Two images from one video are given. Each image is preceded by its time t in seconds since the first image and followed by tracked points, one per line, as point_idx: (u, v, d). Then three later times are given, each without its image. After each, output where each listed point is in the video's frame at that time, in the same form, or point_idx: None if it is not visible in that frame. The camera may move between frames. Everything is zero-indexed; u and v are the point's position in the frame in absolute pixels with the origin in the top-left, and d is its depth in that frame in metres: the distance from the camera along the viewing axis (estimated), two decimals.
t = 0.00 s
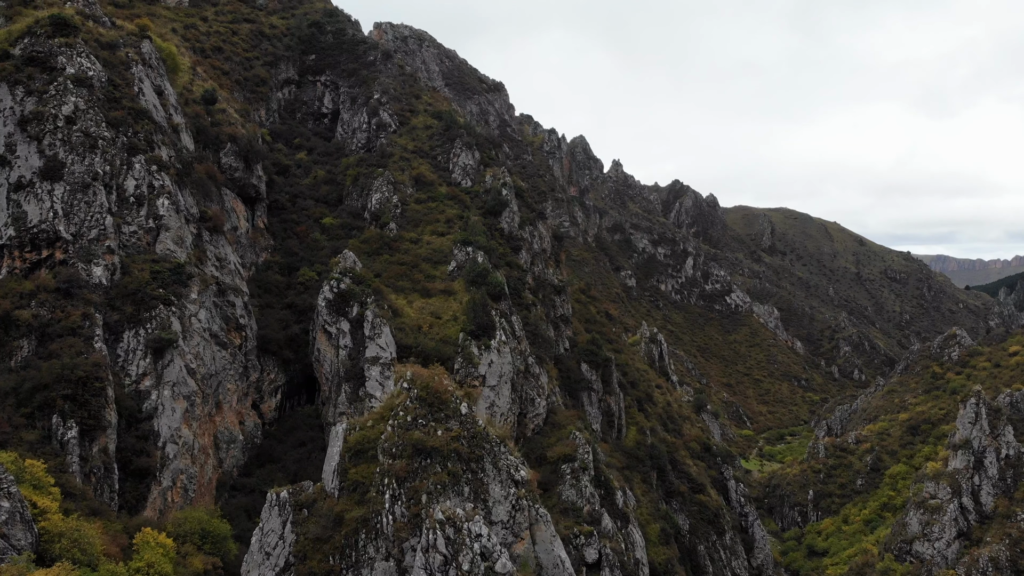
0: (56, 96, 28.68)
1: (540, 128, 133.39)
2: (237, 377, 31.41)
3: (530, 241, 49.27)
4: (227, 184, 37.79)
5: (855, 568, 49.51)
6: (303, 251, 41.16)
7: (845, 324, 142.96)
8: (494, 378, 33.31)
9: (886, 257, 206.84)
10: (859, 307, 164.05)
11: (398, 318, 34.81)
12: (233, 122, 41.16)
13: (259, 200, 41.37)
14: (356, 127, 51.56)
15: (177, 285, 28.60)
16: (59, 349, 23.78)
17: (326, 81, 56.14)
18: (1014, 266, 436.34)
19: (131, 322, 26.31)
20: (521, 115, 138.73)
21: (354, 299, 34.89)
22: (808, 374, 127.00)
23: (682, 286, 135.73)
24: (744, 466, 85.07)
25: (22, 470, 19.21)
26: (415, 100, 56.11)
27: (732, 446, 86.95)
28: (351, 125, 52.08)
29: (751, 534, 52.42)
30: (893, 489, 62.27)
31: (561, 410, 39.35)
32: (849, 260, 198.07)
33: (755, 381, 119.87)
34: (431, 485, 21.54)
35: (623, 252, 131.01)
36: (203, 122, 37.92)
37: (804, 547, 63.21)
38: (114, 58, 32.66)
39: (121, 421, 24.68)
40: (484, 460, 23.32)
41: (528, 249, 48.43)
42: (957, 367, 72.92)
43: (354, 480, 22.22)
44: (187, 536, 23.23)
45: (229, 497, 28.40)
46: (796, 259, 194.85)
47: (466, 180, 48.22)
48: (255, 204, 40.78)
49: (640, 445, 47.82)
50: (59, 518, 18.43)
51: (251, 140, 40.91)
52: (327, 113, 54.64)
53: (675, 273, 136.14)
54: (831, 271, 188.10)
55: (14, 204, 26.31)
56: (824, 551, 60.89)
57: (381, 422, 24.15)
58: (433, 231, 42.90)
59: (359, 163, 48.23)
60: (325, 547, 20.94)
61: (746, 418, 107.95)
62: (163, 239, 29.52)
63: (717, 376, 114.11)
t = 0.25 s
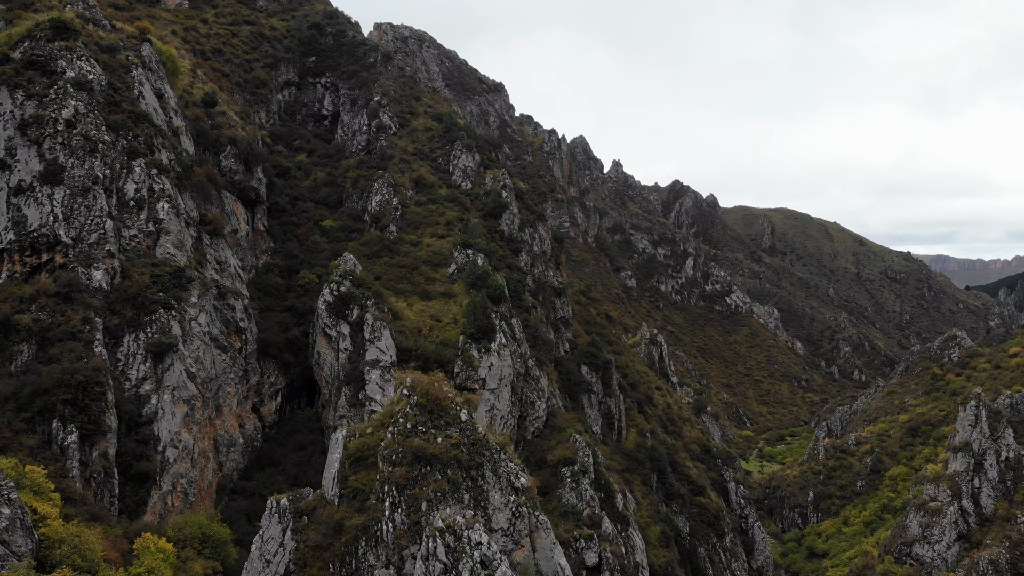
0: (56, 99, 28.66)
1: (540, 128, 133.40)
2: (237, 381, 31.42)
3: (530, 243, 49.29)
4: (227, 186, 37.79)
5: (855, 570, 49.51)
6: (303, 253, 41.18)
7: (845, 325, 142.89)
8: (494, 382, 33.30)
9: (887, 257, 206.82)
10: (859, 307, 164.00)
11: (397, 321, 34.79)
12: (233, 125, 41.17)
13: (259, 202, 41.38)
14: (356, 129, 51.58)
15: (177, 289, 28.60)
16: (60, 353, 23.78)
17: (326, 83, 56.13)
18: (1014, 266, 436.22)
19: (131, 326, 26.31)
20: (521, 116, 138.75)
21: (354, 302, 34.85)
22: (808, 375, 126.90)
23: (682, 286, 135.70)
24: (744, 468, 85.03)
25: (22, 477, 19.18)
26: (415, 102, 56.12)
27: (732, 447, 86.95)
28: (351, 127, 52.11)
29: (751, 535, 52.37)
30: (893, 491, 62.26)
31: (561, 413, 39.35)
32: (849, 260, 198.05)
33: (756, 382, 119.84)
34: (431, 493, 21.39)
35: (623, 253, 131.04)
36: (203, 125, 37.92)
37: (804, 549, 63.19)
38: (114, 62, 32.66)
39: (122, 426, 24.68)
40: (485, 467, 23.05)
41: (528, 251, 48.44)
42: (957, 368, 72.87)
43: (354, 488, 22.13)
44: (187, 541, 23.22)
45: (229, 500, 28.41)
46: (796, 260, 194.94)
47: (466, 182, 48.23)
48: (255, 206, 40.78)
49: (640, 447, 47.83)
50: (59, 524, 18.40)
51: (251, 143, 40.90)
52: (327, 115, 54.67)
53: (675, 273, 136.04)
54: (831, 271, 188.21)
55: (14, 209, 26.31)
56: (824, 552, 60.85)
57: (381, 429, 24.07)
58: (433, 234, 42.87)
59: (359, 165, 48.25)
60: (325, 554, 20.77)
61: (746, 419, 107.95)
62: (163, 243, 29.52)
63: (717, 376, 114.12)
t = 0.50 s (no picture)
0: (56, 104, 28.67)
1: (540, 128, 133.37)
2: (237, 385, 31.41)
3: (530, 245, 49.30)
4: (227, 190, 37.79)
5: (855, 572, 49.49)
6: (303, 256, 41.18)
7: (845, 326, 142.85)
8: (494, 385, 33.28)
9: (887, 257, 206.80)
10: (859, 307, 164.00)
11: (397, 324, 34.78)
12: (233, 128, 41.18)
13: (259, 205, 41.37)
14: (356, 132, 51.60)
15: (177, 293, 28.60)
16: (60, 358, 23.79)
17: (326, 85, 56.17)
18: (1014, 266, 436.13)
19: (131, 331, 26.31)
20: (521, 116, 138.74)
21: (354, 305, 34.82)
22: (809, 375, 126.84)
23: (682, 287, 135.69)
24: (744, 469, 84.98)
25: (22, 484, 19.21)
26: (415, 104, 56.12)
27: (732, 449, 86.91)
28: (351, 129, 52.14)
29: (751, 538, 52.34)
30: (893, 493, 62.28)
31: (561, 416, 39.35)
32: (849, 260, 198.06)
33: (756, 382, 119.82)
34: (431, 501, 21.35)
35: (623, 253, 131.12)
36: (203, 128, 37.94)
37: (804, 551, 63.17)
38: (114, 66, 32.69)
39: (122, 430, 24.69)
40: (485, 475, 22.82)
41: (528, 254, 48.45)
42: (957, 370, 72.86)
43: (354, 497, 22.05)
44: (187, 546, 23.22)
45: (230, 504, 28.41)
46: (796, 260, 195.03)
47: (466, 185, 48.26)
48: (255, 209, 40.78)
49: (640, 450, 47.84)
50: (58, 531, 18.38)
51: (251, 146, 40.89)
52: (328, 117, 54.70)
53: (675, 274, 136.03)
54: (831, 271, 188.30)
55: (14, 213, 26.32)
56: (824, 554, 60.84)
57: (381, 437, 23.95)
58: (432, 236, 42.86)
59: (359, 168, 48.28)
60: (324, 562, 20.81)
61: (747, 420, 107.93)
62: (163, 247, 29.52)
63: (718, 377, 114.13)
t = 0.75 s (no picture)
0: (56, 107, 28.67)
1: (540, 129, 133.33)
2: (237, 388, 31.41)
3: (530, 248, 49.33)
4: (227, 193, 37.80)
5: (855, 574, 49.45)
6: (303, 259, 41.19)
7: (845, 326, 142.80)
8: (494, 388, 33.30)
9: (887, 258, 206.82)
10: (859, 308, 163.97)
11: (397, 327, 34.76)
12: (233, 130, 41.18)
13: (259, 208, 41.35)
14: (356, 134, 51.62)
15: (177, 297, 28.60)
16: (60, 363, 23.80)
17: (326, 87, 56.19)
18: (1014, 267, 436.14)
19: (132, 335, 26.32)
20: (521, 117, 138.76)
21: (354, 308, 34.79)
22: (809, 376, 126.80)
23: (683, 288, 135.69)
24: (744, 470, 84.96)
25: (24, 489, 19.24)
26: (416, 106, 56.14)
27: (732, 450, 86.90)
28: (351, 131, 52.17)
29: (751, 540, 52.31)
30: (893, 494, 62.30)
31: (561, 419, 39.36)
32: (849, 260, 198.09)
33: (756, 383, 119.80)
34: (432, 509, 21.26)
35: (622, 254, 131.22)
36: (203, 131, 37.96)
37: (804, 553, 63.16)
38: (114, 69, 32.70)
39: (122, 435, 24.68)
40: (485, 482, 22.82)
41: (528, 256, 48.46)
42: (957, 371, 72.84)
43: (354, 504, 21.99)
44: (186, 551, 23.18)
45: (230, 507, 28.40)
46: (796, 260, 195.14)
47: (466, 187, 48.27)
48: (255, 212, 40.77)
49: (640, 452, 47.85)
50: (59, 537, 18.34)
51: (251, 149, 40.89)
52: (328, 119, 54.73)
53: (675, 275, 136.02)
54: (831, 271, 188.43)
55: (14, 217, 26.33)
56: (824, 556, 60.82)
57: (380, 444, 23.96)
58: (433, 239, 42.86)
59: (360, 170, 48.30)
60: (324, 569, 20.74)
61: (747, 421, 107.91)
62: (163, 251, 29.51)
63: (718, 378, 114.14)
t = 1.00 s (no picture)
0: (56, 112, 28.65)
1: (540, 130, 133.32)
2: (237, 392, 31.41)
3: (530, 250, 49.33)
4: (227, 196, 37.81)
5: None
6: (303, 262, 41.21)
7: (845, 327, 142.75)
8: (494, 392, 33.30)
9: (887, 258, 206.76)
10: (859, 308, 163.89)
11: (398, 331, 34.76)
12: (233, 133, 41.19)
13: (259, 211, 41.36)
14: (356, 136, 51.64)
15: (177, 301, 28.60)
16: (60, 368, 23.81)
17: (326, 89, 56.21)
18: (1015, 267, 435.97)
19: (132, 340, 26.32)
20: (521, 118, 138.78)
21: (354, 312, 34.75)
22: (809, 377, 126.72)
23: (683, 288, 135.67)
24: (744, 472, 84.96)
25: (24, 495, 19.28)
26: (416, 109, 56.17)
27: (732, 451, 86.93)
28: (351, 133, 52.19)
29: (751, 542, 52.31)
30: (893, 496, 62.29)
31: (561, 422, 39.35)
32: (850, 261, 198.02)
33: (756, 384, 119.80)
34: (432, 518, 21.20)
35: (623, 255, 131.24)
36: (203, 135, 37.97)
37: (804, 555, 63.18)
38: (114, 73, 32.70)
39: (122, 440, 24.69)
40: (485, 490, 22.69)
41: (528, 259, 48.48)
42: (957, 373, 72.84)
43: (354, 512, 22.01)
44: (187, 556, 23.18)
45: (230, 512, 28.40)
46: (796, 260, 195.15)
47: (466, 190, 48.28)
48: (255, 215, 40.78)
49: (640, 455, 47.87)
50: (58, 543, 18.33)
51: (252, 151, 40.90)
52: (328, 121, 54.76)
53: (675, 275, 136.01)
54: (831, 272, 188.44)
55: (14, 222, 26.35)
56: (824, 558, 60.83)
57: (380, 451, 23.89)
58: (433, 242, 42.87)
59: (360, 173, 48.30)
60: None
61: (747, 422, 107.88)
62: (163, 255, 29.52)
63: (718, 379, 114.13)
